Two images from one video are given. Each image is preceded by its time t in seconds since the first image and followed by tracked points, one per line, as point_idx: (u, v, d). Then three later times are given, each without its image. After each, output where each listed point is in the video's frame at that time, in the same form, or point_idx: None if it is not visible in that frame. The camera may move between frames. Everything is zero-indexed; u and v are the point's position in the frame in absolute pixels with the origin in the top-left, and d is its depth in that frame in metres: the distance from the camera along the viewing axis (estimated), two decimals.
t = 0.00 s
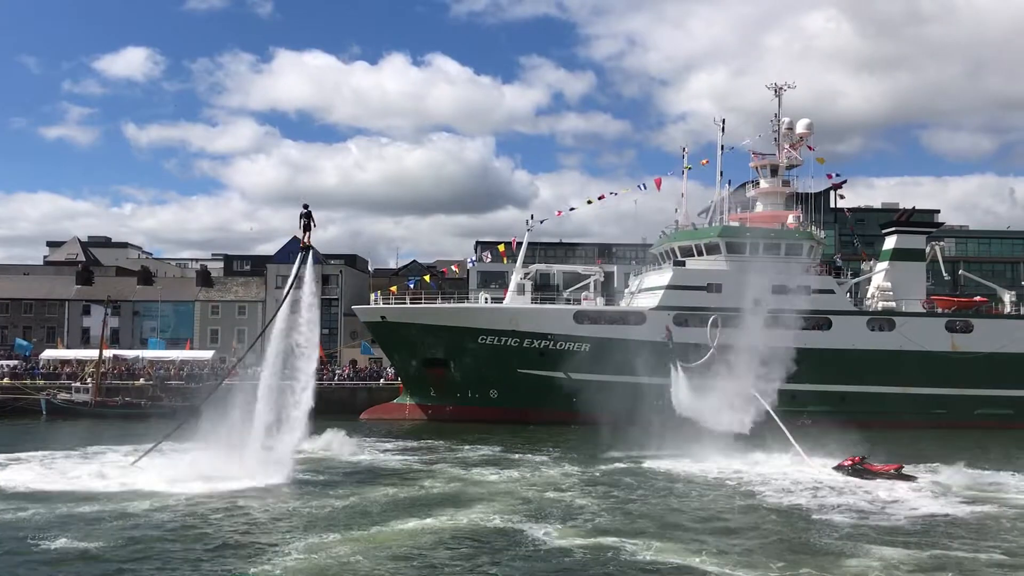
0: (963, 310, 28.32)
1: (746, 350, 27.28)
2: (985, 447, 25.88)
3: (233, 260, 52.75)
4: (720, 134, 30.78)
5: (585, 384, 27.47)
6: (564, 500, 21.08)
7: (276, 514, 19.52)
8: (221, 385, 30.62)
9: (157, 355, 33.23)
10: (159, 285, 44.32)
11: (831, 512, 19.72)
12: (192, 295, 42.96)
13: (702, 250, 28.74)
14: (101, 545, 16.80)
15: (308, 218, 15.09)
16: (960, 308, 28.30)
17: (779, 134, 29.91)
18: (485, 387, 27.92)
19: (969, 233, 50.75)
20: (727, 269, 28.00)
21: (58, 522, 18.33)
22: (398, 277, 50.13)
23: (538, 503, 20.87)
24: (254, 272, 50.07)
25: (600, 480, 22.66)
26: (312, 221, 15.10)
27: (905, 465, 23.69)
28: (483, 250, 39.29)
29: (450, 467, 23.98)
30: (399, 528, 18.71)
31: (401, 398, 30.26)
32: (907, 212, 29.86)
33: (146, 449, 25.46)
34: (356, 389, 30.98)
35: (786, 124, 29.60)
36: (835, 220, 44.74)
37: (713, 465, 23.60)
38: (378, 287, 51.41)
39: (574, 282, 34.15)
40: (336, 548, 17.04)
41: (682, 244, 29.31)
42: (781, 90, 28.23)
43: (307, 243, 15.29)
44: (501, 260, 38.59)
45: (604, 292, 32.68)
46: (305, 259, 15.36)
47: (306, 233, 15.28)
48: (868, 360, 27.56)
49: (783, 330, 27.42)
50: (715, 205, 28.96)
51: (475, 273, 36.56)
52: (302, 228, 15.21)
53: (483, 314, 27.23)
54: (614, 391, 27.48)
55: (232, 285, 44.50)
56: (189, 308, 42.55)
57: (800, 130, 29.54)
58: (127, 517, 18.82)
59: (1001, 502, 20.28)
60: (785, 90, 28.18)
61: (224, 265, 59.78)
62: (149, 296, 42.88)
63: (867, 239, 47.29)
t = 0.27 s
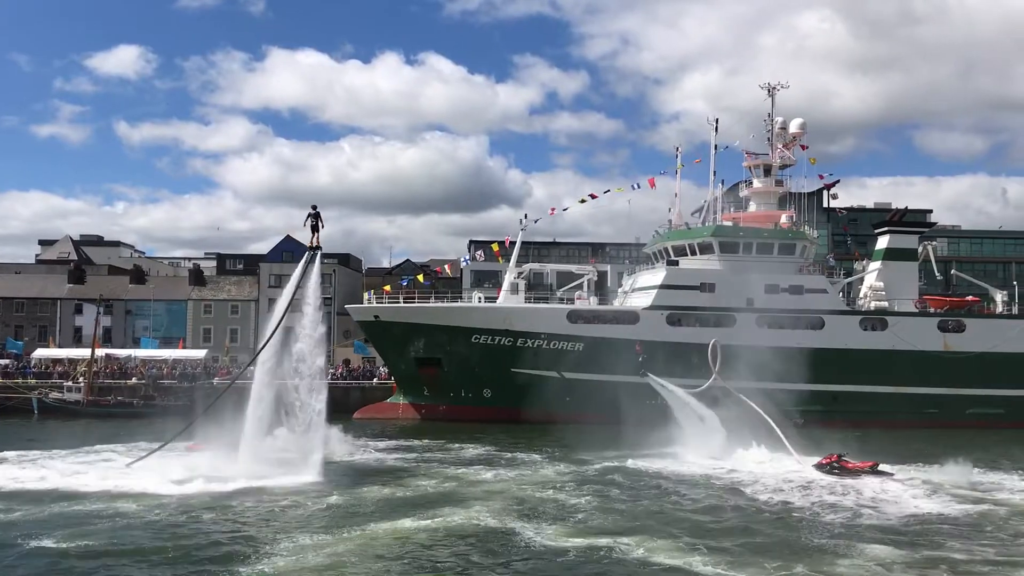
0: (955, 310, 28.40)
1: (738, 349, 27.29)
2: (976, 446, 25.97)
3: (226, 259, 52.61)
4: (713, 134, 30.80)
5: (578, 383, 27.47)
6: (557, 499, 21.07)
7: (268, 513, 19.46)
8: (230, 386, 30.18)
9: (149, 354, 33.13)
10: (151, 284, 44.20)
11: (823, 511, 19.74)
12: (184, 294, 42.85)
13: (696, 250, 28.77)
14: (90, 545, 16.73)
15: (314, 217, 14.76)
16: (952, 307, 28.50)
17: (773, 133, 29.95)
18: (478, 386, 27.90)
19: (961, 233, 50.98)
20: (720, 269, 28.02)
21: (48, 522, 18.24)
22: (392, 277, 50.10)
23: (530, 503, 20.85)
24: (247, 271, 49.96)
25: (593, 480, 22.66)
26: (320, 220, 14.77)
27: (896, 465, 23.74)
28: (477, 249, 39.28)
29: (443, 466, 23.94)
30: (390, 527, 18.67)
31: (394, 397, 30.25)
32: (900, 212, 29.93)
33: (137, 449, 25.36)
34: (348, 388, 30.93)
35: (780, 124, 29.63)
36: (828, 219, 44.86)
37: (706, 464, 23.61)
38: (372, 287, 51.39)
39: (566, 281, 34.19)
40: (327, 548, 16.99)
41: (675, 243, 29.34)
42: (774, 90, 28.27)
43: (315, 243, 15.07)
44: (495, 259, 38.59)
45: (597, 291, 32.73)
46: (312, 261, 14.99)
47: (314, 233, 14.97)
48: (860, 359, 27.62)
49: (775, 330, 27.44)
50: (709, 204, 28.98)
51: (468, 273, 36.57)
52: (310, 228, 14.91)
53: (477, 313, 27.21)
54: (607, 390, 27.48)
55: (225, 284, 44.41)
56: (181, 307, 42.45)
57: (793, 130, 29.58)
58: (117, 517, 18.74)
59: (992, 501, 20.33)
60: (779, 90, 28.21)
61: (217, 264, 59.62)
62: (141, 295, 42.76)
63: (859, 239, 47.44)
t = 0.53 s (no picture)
0: (948, 308, 28.47)
1: (733, 347, 27.31)
2: (968, 444, 26.07)
3: (220, 257, 52.51)
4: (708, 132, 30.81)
5: (572, 382, 27.49)
6: (550, 497, 21.06)
7: (260, 511, 19.42)
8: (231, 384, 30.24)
9: (143, 352, 33.10)
10: (145, 281, 44.12)
11: (816, 509, 19.79)
12: (178, 291, 42.79)
13: (690, 248, 28.81)
14: (82, 543, 16.68)
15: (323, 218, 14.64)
16: (945, 304, 28.57)
17: (767, 132, 29.98)
18: (472, 384, 27.90)
19: (954, 231, 51.20)
20: (715, 267, 28.07)
21: (39, 520, 18.19)
22: (386, 274, 50.09)
23: (524, 500, 20.86)
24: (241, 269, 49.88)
25: (586, 477, 22.68)
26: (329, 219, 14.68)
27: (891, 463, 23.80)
28: (472, 247, 39.28)
29: (437, 464, 23.94)
30: (384, 525, 18.68)
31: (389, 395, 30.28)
32: (893, 210, 29.99)
33: (129, 446, 25.31)
34: (343, 386, 30.93)
35: (774, 122, 29.66)
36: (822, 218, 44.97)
37: (699, 462, 23.66)
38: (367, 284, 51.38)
39: (561, 278, 34.25)
40: (319, 545, 16.97)
41: (670, 241, 29.39)
42: (768, 88, 28.28)
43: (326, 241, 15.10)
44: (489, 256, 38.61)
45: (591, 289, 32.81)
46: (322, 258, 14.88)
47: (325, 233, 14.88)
48: (853, 358, 27.70)
49: (769, 328, 27.47)
50: (703, 202, 29.00)
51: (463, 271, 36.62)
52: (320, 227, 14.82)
53: (471, 310, 27.21)
54: (602, 388, 27.49)
55: (219, 282, 44.36)
56: (175, 304, 42.39)
57: (787, 128, 29.60)
58: (109, 515, 18.69)
59: (984, 499, 20.41)
60: (773, 88, 28.23)
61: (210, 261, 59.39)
62: (135, 293, 42.69)
63: (853, 237, 47.59)
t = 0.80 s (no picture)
0: (942, 304, 28.54)
1: (727, 343, 27.35)
2: (961, 440, 26.16)
3: (214, 253, 52.42)
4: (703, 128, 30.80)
5: (566, 378, 27.50)
6: (544, 493, 21.07)
7: (254, 507, 19.40)
8: (225, 380, 30.41)
9: (137, 348, 33.04)
10: (139, 277, 44.00)
11: (809, 505, 19.84)
12: (172, 287, 42.71)
13: (685, 244, 28.83)
14: (74, 540, 16.64)
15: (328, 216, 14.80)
16: (940, 300, 28.57)
17: (761, 128, 29.98)
18: (467, 380, 27.91)
19: (948, 227, 51.32)
20: (709, 263, 28.10)
21: (32, 518, 18.15)
22: (381, 270, 50.06)
23: (518, 496, 20.88)
24: (236, 265, 49.79)
25: (580, 473, 22.70)
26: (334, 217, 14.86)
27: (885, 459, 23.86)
28: (466, 243, 39.27)
29: (432, 460, 23.94)
30: (378, 521, 18.68)
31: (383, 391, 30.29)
32: (887, 206, 30.06)
33: (123, 443, 25.26)
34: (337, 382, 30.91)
35: (769, 118, 29.66)
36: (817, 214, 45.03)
37: (693, 458, 23.71)
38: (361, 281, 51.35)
39: (555, 274, 34.26)
40: (313, 542, 16.97)
41: (664, 237, 29.42)
42: (763, 85, 28.28)
43: (332, 239, 15.31)
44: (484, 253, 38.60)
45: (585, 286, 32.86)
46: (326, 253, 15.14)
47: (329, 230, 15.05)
48: (847, 354, 27.76)
49: (764, 324, 27.51)
50: (697, 198, 29.02)
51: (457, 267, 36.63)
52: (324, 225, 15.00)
53: (466, 306, 27.23)
54: (597, 384, 27.50)
55: (214, 278, 44.32)
56: (169, 300, 42.31)
57: (782, 125, 29.61)
58: (102, 512, 18.65)
59: (976, 495, 20.48)
60: (768, 84, 28.23)
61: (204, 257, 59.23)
62: (129, 289, 42.61)
63: (848, 233, 47.67)
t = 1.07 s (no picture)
0: (936, 299, 28.62)
1: (722, 338, 27.40)
2: (954, 434, 26.28)
3: (209, 249, 52.32)
4: (697, 123, 30.82)
5: (561, 373, 27.52)
6: (538, 488, 21.10)
7: (248, 502, 19.40)
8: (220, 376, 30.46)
9: (131, 344, 33.00)
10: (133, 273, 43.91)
11: (802, 499, 19.93)
12: (166, 283, 42.63)
13: (679, 239, 28.87)
14: (67, 537, 16.62)
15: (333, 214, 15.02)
16: (933, 295, 28.66)
17: (756, 123, 30.01)
18: (462, 375, 27.91)
19: (942, 222, 51.48)
20: (703, 258, 28.14)
21: (25, 514, 18.12)
22: (376, 266, 50.03)
23: (513, 491, 20.92)
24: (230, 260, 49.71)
25: (575, 468, 22.75)
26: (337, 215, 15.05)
27: (878, 453, 23.97)
28: (461, 238, 39.28)
29: (427, 455, 23.96)
30: (373, 516, 18.70)
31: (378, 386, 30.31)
32: (882, 201, 30.12)
33: (117, 439, 25.24)
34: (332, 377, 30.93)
35: (763, 113, 29.68)
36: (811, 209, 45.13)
37: (687, 453, 23.78)
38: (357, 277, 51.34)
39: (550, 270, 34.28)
40: (308, 537, 16.99)
41: (659, 232, 29.46)
42: (757, 80, 28.29)
43: (333, 235, 15.38)
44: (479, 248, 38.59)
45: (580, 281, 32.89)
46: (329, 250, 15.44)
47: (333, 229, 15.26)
48: (841, 349, 27.85)
49: (758, 319, 27.57)
50: (692, 193, 29.05)
51: (452, 262, 36.64)
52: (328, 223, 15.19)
53: (461, 302, 27.23)
54: (592, 379, 27.51)
55: (208, 273, 44.27)
56: (163, 296, 42.24)
57: (776, 120, 29.64)
58: (95, 508, 18.63)
59: (968, 488, 20.59)
60: (762, 80, 28.23)
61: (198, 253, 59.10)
62: (123, 285, 42.52)
63: (842, 228, 47.79)
